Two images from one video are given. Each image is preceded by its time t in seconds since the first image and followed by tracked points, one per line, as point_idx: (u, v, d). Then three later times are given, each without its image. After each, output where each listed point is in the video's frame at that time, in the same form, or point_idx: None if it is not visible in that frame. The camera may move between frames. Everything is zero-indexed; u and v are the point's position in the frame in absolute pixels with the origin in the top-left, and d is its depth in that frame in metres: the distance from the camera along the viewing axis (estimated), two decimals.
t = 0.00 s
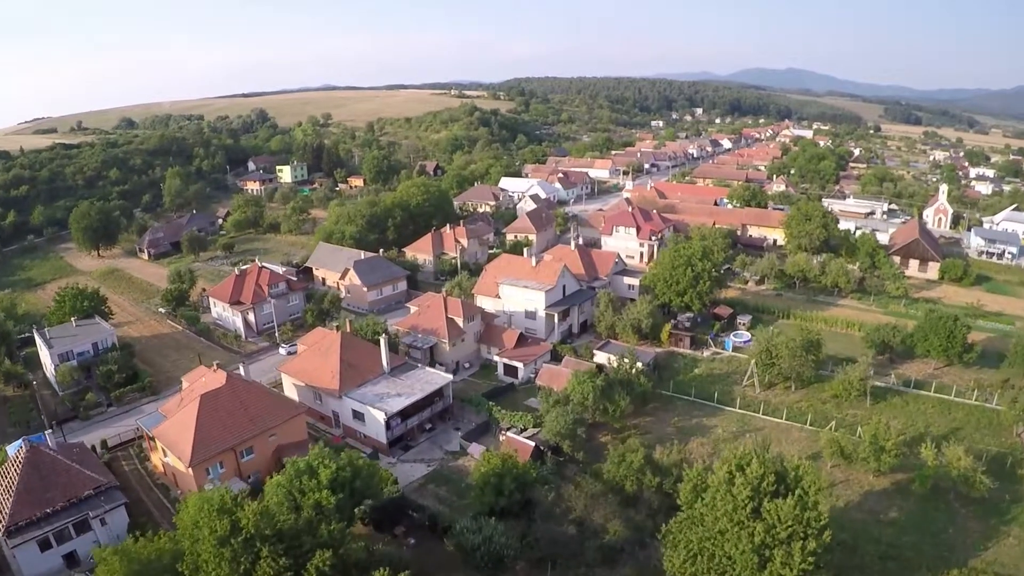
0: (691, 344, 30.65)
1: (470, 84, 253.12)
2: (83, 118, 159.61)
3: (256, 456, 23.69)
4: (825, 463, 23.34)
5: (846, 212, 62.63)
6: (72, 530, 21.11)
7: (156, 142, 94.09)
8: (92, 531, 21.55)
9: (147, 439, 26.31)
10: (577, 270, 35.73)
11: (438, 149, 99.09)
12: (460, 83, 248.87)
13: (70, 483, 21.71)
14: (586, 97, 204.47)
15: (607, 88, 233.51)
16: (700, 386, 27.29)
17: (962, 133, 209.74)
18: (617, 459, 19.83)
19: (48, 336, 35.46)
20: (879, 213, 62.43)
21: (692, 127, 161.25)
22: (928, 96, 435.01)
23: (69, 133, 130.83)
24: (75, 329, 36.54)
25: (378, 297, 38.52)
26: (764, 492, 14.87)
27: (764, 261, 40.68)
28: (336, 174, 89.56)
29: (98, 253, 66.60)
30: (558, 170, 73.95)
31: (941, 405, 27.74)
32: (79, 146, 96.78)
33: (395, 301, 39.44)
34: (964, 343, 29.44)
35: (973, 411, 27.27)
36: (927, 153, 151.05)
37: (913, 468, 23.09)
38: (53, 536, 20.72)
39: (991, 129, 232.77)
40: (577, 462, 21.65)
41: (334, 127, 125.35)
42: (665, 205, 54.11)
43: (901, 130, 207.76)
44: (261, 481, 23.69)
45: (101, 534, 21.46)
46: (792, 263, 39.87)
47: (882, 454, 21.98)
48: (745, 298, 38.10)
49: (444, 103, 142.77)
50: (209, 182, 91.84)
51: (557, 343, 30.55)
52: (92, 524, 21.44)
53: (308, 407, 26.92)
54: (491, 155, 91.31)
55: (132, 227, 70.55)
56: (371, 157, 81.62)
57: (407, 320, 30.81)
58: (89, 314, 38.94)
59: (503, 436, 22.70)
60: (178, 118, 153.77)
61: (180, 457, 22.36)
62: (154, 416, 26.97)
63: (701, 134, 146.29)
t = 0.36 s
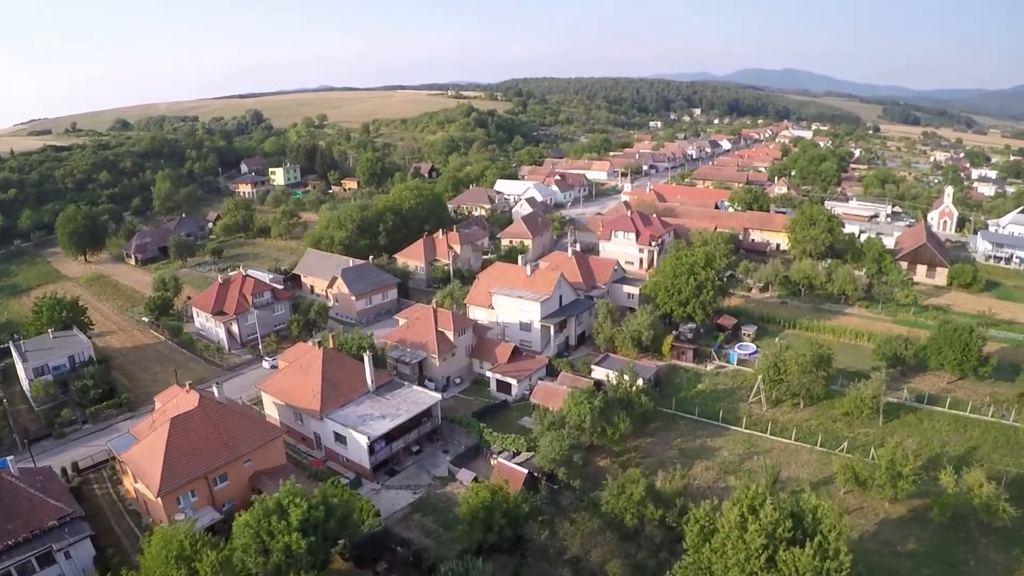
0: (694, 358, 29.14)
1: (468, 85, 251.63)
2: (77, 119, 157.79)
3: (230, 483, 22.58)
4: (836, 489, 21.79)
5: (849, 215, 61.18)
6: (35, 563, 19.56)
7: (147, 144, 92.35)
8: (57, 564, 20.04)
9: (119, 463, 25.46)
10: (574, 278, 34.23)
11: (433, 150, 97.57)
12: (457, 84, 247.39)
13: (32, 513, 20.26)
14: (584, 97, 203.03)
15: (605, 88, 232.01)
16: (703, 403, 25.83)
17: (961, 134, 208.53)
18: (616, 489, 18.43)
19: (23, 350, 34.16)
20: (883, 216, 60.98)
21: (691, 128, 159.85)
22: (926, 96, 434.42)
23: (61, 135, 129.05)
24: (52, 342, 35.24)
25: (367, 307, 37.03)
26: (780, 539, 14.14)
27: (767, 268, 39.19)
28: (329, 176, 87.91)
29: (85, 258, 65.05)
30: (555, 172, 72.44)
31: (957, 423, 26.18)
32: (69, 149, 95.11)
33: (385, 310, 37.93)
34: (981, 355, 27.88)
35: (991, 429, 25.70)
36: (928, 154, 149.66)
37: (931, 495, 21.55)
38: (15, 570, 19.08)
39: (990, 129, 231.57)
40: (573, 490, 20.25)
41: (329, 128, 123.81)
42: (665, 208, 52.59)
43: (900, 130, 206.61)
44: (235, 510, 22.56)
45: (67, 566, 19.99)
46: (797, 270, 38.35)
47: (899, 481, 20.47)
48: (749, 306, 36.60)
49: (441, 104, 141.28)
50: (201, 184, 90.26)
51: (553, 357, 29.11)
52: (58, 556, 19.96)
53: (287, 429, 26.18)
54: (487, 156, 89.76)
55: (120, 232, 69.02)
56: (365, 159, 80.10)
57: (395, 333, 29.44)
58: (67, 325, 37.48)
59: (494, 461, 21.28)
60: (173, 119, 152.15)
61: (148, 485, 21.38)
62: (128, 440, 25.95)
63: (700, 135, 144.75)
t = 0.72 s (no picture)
0: (693, 373, 27.67)
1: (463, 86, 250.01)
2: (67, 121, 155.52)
3: (197, 515, 21.34)
4: (846, 518, 20.29)
5: (849, 219, 59.88)
6: None
7: (134, 146, 90.53)
8: None
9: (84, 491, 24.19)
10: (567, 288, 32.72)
11: (425, 152, 96.01)
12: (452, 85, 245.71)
13: None
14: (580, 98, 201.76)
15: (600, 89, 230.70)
16: (704, 423, 24.42)
17: (957, 134, 207.94)
18: (611, 526, 17.00)
19: None
20: (884, 219, 59.68)
21: (687, 128, 158.59)
22: (921, 96, 434.79)
23: (49, 137, 126.83)
24: (21, 356, 33.60)
25: (351, 317, 35.53)
26: None
27: (768, 275, 37.75)
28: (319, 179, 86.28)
29: (67, 265, 63.29)
30: (548, 174, 70.94)
31: (970, 442, 24.68)
32: (55, 151, 93.18)
33: (370, 321, 36.43)
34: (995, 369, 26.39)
35: (1007, 448, 24.20)
36: (925, 155, 148.79)
37: (947, 526, 20.05)
38: None
39: (986, 129, 231.15)
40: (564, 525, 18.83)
41: (321, 130, 122.12)
42: (662, 212, 51.13)
43: (895, 130, 205.93)
44: (204, 542, 21.35)
45: None
46: (798, 277, 36.92)
47: (914, 511, 18.99)
48: (749, 316, 35.17)
49: (435, 104, 139.70)
50: (189, 188, 88.49)
51: (544, 372, 27.66)
52: None
53: (265, 451, 25.11)
54: (480, 158, 88.26)
55: (104, 237, 67.29)
56: (355, 162, 78.45)
57: (378, 348, 28.03)
58: (39, 338, 35.85)
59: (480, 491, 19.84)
60: (164, 120, 150.07)
61: (108, 518, 20.13)
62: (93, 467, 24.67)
63: (696, 136, 143.56)
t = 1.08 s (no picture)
0: (690, 389, 26.19)
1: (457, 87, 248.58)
2: (57, 123, 153.58)
3: (159, 549, 19.85)
4: (856, 550, 18.75)
5: (849, 222, 58.65)
6: None
7: (121, 149, 88.73)
8: None
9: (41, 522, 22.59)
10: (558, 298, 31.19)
11: (417, 154, 94.49)
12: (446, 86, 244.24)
13: None
14: (574, 99, 200.46)
15: (595, 90, 229.53)
16: (702, 445, 22.97)
17: (953, 134, 207.40)
18: (604, 568, 15.54)
19: None
20: (884, 222, 58.44)
21: (682, 129, 157.39)
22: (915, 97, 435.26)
23: (37, 140, 124.77)
24: None
25: (332, 329, 33.99)
26: None
27: (767, 283, 36.34)
28: (308, 182, 84.61)
29: (49, 272, 61.57)
30: (541, 177, 69.53)
31: (984, 463, 23.12)
32: (40, 154, 91.26)
33: (353, 332, 34.90)
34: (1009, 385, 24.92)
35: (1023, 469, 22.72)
36: (921, 155, 147.99)
37: (963, 560, 18.51)
38: None
39: (981, 129, 230.86)
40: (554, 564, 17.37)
41: (312, 132, 120.50)
42: (658, 215, 49.68)
43: (891, 131, 205.30)
44: None
45: None
46: (799, 284, 35.52)
47: (929, 547, 17.46)
48: (748, 326, 33.74)
49: (427, 106, 138.25)
50: (176, 191, 86.75)
51: (532, 390, 26.23)
52: None
53: (235, 476, 24.08)
54: (473, 160, 86.84)
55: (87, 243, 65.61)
56: (344, 164, 76.84)
57: (357, 363, 26.54)
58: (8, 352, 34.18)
59: (463, 526, 18.36)
60: (154, 122, 148.05)
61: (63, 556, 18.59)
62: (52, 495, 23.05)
63: (691, 137, 142.45)
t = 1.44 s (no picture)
0: (684, 408, 24.76)
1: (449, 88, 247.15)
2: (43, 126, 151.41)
3: None
4: None
5: (846, 225, 57.44)
6: None
7: (105, 152, 86.90)
8: None
9: None
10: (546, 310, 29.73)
11: (406, 157, 92.94)
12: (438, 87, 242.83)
13: None
14: (567, 100, 199.38)
15: (588, 91, 228.44)
16: (696, 469, 21.55)
17: (947, 134, 207.19)
18: None
19: None
20: (882, 225, 57.23)
21: (675, 130, 156.30)
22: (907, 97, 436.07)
23: (21, 142, 122.65)
24: None
25: (310, 342, 32.44)
26: None
27: (764, 290, 34.98)
28: (295, 185, 83.00)
29: (25, 279, 59.77)
30: (532, 180, 68.10)
31: (995, 486, 21.67)
32: (21, 158, 89.27)
33: (331, 345, 33.38)
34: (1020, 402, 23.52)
35: None
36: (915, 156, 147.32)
37: None
38: None
39: (974, 129, 230.80)
40: None
41: (301, 134, 118.86)
42: (651, 220, 48.29)
43: (884, 131, 204.86)
44: None
45: None
46: (797, 293, 34.18)
47: None
48: (745, 337, 32.37)
49: (418, 107, 136.83)
50: (160, 195, 85.01)
51: (517, 410, 24.77)
52: None
53: (200, 504, 22.57)
54: (463, 163, 85.36)
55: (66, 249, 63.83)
56: (331, 167, 75.26)
57: (331, 382, 25.01)
58: None
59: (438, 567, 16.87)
60: (142, 124, 146.04)
61: None
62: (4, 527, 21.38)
63: (684, 138, 141.42)
